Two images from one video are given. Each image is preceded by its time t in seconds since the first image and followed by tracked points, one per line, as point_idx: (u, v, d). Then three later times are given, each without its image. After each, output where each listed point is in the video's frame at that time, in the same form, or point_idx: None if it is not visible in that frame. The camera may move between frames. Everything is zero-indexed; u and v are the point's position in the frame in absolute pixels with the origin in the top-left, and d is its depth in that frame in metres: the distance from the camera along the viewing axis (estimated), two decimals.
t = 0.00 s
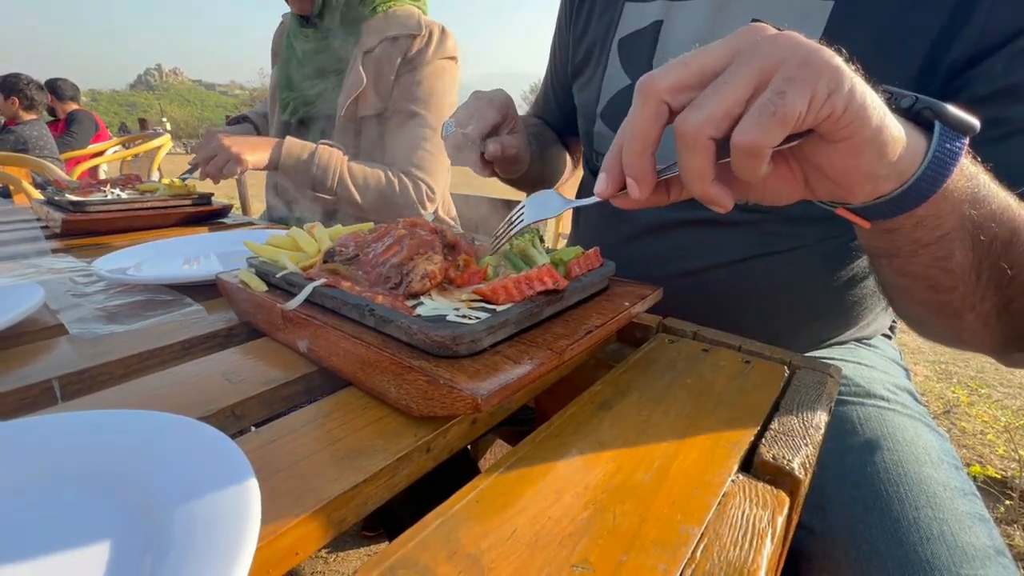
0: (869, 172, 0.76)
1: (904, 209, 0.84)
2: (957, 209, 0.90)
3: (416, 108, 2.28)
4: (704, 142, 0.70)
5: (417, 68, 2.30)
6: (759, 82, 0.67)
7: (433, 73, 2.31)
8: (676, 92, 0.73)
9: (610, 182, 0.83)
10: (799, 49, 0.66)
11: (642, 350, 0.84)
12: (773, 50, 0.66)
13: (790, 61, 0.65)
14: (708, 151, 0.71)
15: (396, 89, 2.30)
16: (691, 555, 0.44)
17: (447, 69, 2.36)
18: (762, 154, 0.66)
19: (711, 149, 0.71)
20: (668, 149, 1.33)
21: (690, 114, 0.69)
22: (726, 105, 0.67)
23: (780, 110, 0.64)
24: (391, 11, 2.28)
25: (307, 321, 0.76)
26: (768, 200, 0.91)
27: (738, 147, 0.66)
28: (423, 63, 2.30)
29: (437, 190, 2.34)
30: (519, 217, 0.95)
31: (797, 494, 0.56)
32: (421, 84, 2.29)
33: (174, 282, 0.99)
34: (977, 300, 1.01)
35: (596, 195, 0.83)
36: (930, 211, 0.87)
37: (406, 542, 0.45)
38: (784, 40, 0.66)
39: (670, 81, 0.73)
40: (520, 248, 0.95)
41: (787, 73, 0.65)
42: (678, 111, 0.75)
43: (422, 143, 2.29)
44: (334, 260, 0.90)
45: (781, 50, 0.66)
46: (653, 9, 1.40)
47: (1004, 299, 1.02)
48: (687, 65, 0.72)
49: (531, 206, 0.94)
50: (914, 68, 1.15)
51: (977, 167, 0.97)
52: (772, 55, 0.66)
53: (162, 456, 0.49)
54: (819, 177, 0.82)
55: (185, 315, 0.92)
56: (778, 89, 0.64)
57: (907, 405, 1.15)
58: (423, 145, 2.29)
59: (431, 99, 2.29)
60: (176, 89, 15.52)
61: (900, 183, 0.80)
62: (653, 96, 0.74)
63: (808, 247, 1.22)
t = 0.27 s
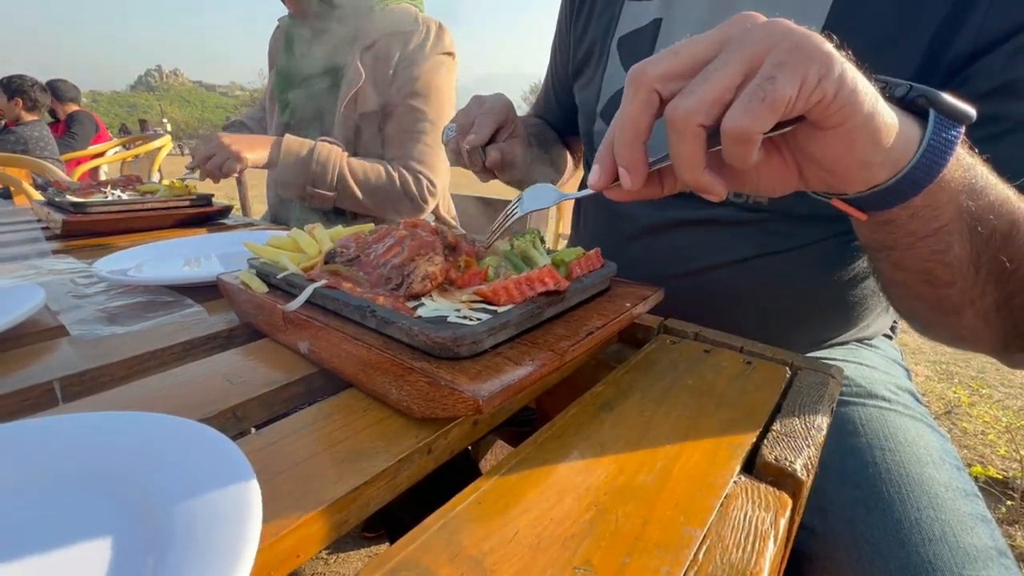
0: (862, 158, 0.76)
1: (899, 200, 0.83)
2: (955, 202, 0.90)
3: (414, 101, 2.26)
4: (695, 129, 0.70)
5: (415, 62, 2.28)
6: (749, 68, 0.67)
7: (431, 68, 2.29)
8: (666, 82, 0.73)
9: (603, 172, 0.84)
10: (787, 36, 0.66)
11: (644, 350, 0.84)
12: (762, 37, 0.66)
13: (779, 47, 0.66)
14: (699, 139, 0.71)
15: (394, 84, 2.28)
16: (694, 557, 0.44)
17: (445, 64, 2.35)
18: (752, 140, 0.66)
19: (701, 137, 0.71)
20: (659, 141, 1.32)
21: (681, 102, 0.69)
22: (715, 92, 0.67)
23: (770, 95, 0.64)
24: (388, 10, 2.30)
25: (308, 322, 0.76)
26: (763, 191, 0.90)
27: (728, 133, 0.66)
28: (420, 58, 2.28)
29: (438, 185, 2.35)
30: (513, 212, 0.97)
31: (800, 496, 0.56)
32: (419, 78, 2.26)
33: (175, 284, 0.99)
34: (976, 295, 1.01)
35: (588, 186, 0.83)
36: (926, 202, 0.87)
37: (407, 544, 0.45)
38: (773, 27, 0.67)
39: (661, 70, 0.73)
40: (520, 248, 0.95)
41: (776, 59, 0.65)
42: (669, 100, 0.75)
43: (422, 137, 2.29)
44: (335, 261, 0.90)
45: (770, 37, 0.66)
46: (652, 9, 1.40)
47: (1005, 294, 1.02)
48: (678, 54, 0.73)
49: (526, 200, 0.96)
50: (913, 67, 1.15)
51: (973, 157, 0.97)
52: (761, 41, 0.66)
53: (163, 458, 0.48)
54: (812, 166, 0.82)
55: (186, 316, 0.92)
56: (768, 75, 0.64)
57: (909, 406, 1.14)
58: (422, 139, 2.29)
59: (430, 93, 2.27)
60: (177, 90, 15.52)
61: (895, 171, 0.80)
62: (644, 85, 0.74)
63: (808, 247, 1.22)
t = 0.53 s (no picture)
0: (860, 155, 0.76)
1: (899, 196, 0.83)
2: (956, 199, 0.90)
3: (414, 101, 2.29)
4: (691, 130, 0.70)
5: (414, 63, 2.30)
6: (744, 68, 0.67)
7: (430, 68, 2.32)
8: (662, 83, 0.74)
9: (602, 175, 0.84)
10: (781, 35, 0.66)
11: (645, 352, 0.84)
12: (756, 37, 0.67)
13: (773, 46, 0.66)
14: (696, 139, 0.71)
15: (394, 85, 2.30)
16: (696, 558, 0.44)
17: (443, 64, 2.38)
18: (748, 140, 0.67)
19: (698, 137, 0.71)
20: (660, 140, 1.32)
21: (676, 103, 0.69)
22: (711, 92, 0.67)
23: (764, 94, 0.64)
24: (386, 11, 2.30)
25: (310, 323, 0.76)
26: (763, 189, 0.91)
27: (724, 133, 0.67)
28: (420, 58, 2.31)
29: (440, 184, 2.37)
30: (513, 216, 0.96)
31: (801, 496, 0.56)
32: (419, 78, 2.30)
33: (178, 285, 1.00)
34: (979, 292, 1.01)
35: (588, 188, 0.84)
36: (925, 198, 0.87)
37: (409, 545, 0.45)
38: (767, 27, 0.67)
39: (656, 71, 0.74)
40: (522, 250, 0.95)
41: (770, 58, 0.65)
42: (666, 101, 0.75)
43: (423, 135, 2.31)
44: (337, 262, 0.91)
45: (764, 36, 0.67)
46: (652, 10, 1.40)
47: (1009, 291, 1.01)
48: (673, 55, 0.73)
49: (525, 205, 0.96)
50: (913, 69, 1.15)
51: (973, 151, 0.97)
52: (755, 41, 0.67)
53: (168, 460, 0.49)
54: (811, 163, 0.83)
55: (188, 317, 0.92)
56: (762, 74, 0.65)
57: (909, 407, 1.15)
58: (423, 138, 2.31)
59: (430, 92, 2.31)
60: (177, 91, 15.54)
61: (893, 166, 0.80)
62: (640, 87, 0.75)
63: (809, 247, 1.22)
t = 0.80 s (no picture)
0: (854, 142, 0.76)
1: (896, 184, 0.83)
2: (952, 187, 0.90)
3: (416, 102, 2.29)
4: (683, 121, 0.70)
5: (414, 63, 2.30)
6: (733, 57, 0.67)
7: (430, 68, 2.32)
8: (652, 75, 0.74)
9: (596, 170, 0.84)
10: (769, 22, 0.67)
11: (645, 352, 0.84)
12: (744, 26, 0.67)
13: (762, 34, 0.66)
14: (688, 130, 0.71)
15: (395, 85, 2.30)
16: (696, 559, 0.44)
17: (443, 64, 2.38)
18: (739, 128, 0.67)
19: (689, 127, 0.71)
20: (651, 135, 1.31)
21: (667, 94, 0.69)
22: (700, 82, 0.68)
23: (754, 81, 0.64)
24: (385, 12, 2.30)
25: (310, 324, 0.76)
26: (759, 181, 0.91)
27: (715, 121, 0.67)
28: (419, 58, 2.31)
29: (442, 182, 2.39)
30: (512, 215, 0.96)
31: (801, 497, 0.56)
32: (419, 79, 2.30)
33: (178, 285, 1.00)
34: (985, 287, 1.00)
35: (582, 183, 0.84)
36: (925, 186, 0.87)
37: (409, 546, 0.45)
38: (754, 15, 0.68)
39: (646, 63, 0.74)
40: (523, 251, 0.95)
41: (758, 46, 0.66)
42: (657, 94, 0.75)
43: (425, 135, 2.32)
44: (337, 263, 0.90)
45: (752, 25, 0.67)
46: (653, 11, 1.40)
47: (1015, 285, 1.00)
48: (662, 48, 0.73)
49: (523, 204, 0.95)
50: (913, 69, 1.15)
51: (973, 142, 0.98)
52: (743, 30, 0.67)
53: (168, 461, 0.49)
54: (806, 152, 0.83)
55: (189, 318, 0.92)
56: (751, 62, 0.65)
57: (910, 407, 1.14)
58: (425, 137, 2.32)
59: (431, 92, 2.31)
60: (178, 92, 15.56)
61: (889, 153, 0.79)
62: (631, 80, 0.75)
63: (809, 248, 1.22)
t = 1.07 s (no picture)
0: (851, 140, 0.76)
1: (891, 183, 0.82)
2: (950, 187, 0.90)
3: (416, 102, 2.30)
4: (679, 118, 0.70)
5: (414, 64, 2.30)
6: (729, 54, 0.67)
7: (429, 68, 2.33)
8: (649, 73, 0.74)
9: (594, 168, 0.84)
10: (765, 19, 0.67)
11: (644, 353, 0.84)
12: (740, 23, 0.67)
13: (758, 30, 0.66)
14: (684, 126, 0.71)
15: (395, 86, 2.30)
16: (695, 560, 0.44)
17: (442, 64, 2.38)
18: (735, 124, 0.67)
19: (686, 124, 0.71)
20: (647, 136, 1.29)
21: (663, 91, 0.69)
22: (696, 79, 0.68)
23: (750, 77, 0.64)
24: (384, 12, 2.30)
25: (309, 324, 0.76)
26: (757, 180, 0.91)
27: (711, 117, 0.67)
28: (419, 59, 2.31)
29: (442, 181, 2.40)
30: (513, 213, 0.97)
31: (801, 499, 0.56)
32: (419, 79, 2.31)
33: (177, 286, 1.00)
34: (985, 288, 1.00)
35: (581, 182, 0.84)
36: (921, 185, 0.88)
37: (407, 547, 0.45)
38: (751, 12, 0.68)
39: (643, 61, 0.74)
40: (522, 251, 0.95)
41: (754, 42, 0.66)
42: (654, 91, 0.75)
43: (425, 135, 2.32)
44: (336, 263, 0.90)
45: (748, 21, 0.67)
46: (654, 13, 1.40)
47: (1012, 287, 0.99)
48: (659, 45, 0.73)
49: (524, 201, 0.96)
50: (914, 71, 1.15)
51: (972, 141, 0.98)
52: (740, 26, 0.67)
53: (166, 461, 0.48)
54: (803, 151, 0.82)
55: (188, 318, 0.92)
56: (747, 58, 0.65)
57: (910, 409, 1.14)
58: (425, 137, 2.32)
59: (431, 93, 2.32)
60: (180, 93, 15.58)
61: (886, 152, 0.79)
62: (628, 78, 0.75)
63: (809, 249, 1.22)
